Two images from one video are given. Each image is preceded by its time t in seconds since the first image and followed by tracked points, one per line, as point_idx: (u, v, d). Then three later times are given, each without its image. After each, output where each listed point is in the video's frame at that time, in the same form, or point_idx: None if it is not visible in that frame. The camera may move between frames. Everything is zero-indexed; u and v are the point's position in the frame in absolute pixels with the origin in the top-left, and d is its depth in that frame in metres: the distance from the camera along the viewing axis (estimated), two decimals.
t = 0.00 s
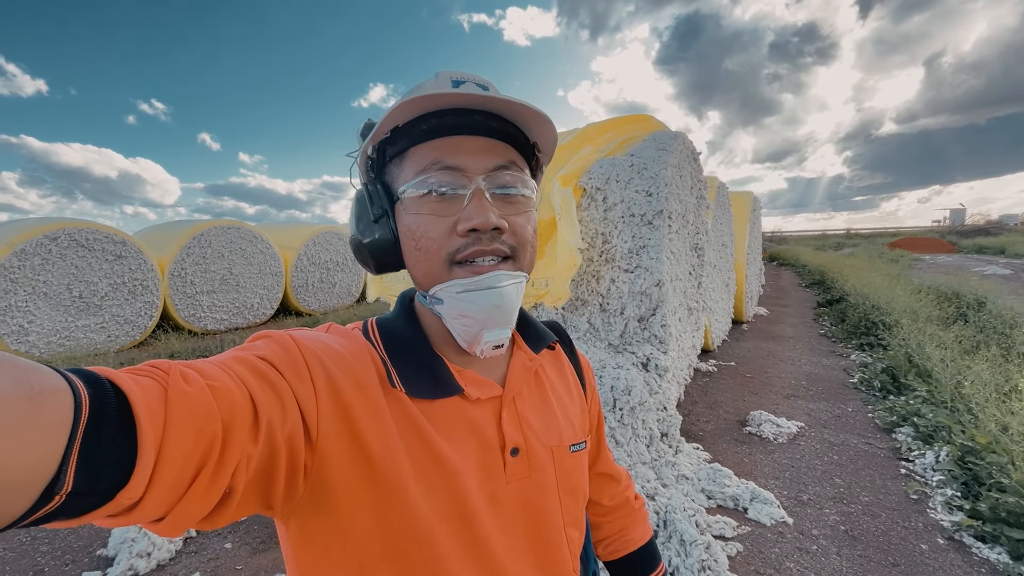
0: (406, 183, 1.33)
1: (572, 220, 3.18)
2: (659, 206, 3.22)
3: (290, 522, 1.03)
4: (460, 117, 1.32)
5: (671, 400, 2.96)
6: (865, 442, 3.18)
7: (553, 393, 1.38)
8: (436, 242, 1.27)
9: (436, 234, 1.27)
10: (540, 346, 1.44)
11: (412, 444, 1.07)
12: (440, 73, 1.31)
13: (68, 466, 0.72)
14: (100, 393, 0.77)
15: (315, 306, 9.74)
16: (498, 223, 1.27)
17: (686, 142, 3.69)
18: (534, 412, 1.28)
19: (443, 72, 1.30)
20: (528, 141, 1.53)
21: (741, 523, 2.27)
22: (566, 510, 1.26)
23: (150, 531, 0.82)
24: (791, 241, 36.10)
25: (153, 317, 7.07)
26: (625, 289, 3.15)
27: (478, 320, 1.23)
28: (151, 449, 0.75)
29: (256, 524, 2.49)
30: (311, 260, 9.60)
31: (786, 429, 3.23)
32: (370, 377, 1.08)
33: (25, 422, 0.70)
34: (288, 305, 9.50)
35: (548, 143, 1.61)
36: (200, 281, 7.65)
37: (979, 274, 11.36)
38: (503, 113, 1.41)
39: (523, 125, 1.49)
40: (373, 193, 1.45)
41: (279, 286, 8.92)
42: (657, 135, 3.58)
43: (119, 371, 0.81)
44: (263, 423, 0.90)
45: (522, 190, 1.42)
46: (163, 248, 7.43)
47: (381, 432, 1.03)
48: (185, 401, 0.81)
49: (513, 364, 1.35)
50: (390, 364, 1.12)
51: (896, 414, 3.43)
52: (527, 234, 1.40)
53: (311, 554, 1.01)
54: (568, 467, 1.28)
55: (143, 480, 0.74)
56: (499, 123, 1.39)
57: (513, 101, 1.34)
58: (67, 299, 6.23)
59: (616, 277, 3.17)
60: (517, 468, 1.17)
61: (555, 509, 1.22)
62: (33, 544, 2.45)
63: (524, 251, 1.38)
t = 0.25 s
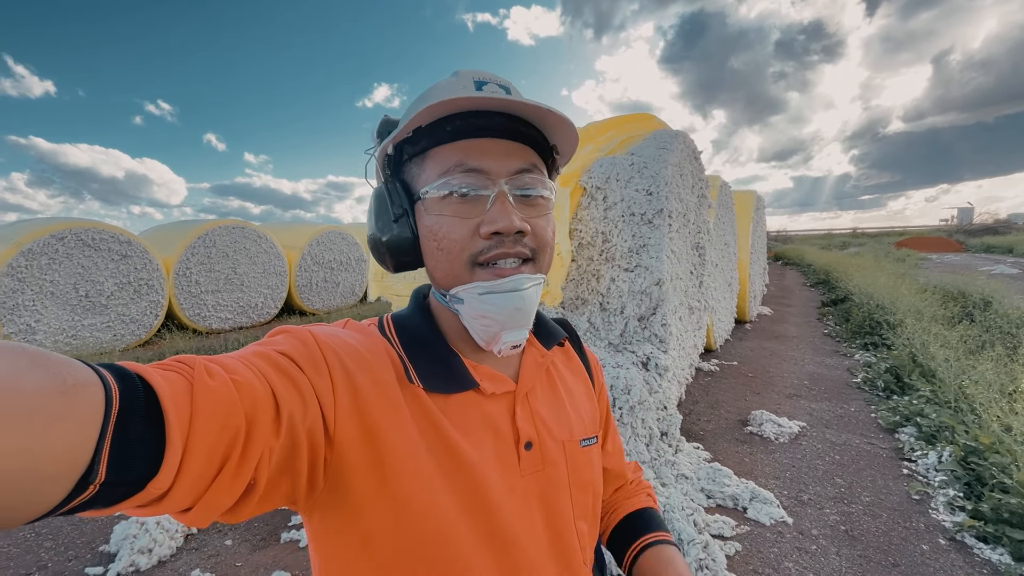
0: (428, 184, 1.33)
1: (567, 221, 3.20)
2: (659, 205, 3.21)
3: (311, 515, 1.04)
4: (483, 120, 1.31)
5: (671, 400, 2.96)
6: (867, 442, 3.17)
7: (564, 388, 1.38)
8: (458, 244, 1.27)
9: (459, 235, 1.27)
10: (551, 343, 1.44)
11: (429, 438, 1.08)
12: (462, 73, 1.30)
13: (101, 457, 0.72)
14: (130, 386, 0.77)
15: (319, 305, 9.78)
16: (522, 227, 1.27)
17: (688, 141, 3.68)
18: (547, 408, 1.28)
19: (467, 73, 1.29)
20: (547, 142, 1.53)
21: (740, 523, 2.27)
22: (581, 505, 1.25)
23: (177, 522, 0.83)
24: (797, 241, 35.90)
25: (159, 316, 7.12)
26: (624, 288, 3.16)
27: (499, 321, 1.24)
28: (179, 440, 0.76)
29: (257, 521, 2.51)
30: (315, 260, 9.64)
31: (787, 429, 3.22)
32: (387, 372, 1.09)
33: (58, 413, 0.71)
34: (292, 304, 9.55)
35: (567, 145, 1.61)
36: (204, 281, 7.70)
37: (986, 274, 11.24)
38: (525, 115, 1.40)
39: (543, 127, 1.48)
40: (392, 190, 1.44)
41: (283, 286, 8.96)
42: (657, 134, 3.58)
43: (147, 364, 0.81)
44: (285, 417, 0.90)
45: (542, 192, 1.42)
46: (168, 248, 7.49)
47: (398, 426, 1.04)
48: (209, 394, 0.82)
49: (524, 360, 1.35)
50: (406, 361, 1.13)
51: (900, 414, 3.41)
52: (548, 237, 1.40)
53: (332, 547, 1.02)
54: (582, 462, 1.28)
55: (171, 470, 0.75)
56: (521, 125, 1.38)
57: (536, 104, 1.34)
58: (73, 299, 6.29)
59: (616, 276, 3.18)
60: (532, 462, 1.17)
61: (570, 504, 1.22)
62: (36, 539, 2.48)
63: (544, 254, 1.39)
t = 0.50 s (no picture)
0: (440, 188, 1.31)
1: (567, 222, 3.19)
2: (659, 205, 3.20)
3: (310, 520, 1.05)
4: (496, 124, 1.31)
5: (672, 401, 2.95)
6: (869, 444, 3.14)
7: (565, 388, 1.38)
8: (473, 248, 1.26)
9: (474, 240, 1.26)
10: (551, 343, 1.44)
11: (429, 442, 1.07)
12: (467, 76, 1.31)
13: (94, 466, 0.72)
14: (124, 394, 0.77)
15: (322, 305, 9.80)
16: (537, 230, 1.28)
17: (688, 141, 3.67)
18: (549, 410, 1.27)
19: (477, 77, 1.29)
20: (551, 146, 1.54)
21: (739, 525, 2.26)
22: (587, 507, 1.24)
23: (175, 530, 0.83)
24: (802, 241, 35.74)
25: (162, 316, 7.16)
26: (624, 289, 3.15)
27: (513, 324, 1.24)
28: (174, 448, 0.76)
29: (255, 521, 2.51)
30: (318, 260, 9.67)
31: (789, 431, 3.20)
32: (387, 376, 1.09)
33: (51, 422, 0.70)
34: (295, 304, 9.58)
35: (569, 150, 1.62)
36: (208, 281, 7.74)
37: (992, 275, 11.15)
38: (532, 119, 1.41)
39: (548, 130, 1.49)
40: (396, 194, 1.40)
41: (286, 286, 8.99)
42: (658, 134, 3.57)
43: (141, 373, 0.81)
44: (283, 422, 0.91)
45: (550, 195, 1.43)
46: (172, 248, 7.54)
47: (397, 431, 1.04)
48: (205, 401, 0.82)
49: (525, 362, 1.35)
50: (408, 364, 1.13)
51: (902, 416, 3.38)
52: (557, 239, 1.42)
53: (333, 551, 1.02)
54: (588, 464, 1.26)
55: (166, 479, 0.75)
56: (530, 129, 1.39)
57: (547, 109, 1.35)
58: (78, 299, 6.34)
59: (616, 277, 3.17)
60: (534, 465, 1.16)
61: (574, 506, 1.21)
62: (37, 538, 2.49)
63: (552, 256, 1.40)
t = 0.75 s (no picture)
0: (417, 177, 1.34)
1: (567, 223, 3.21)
2: (660, 205, 3.19)
3: (302, 523, 1.06)
4: (472, 112, 1.33)
5: (672, 402, 2.94)
6: (872, 446, 3.13)
7: (560, 388, 1.37)
8: (447, 234, 1.27)
9: (448, 226, 1.27)
10: (545, 342, 1.42)
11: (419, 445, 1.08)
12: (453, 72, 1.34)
13: (79, 474, 0.73)
14: (108, 400, 0.78)
15: (325, 306, 9.83)
16: (512, 215, 1.27)
17: (690, 142, 3.67)
18: (543, 412, 1.27)
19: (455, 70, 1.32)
20: (539, 139, 1.54)
21: (739, 527, 2.25)
22: (580, 510, 1.24)
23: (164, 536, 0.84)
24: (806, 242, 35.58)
25: (166, 316, 7.20)
26: (625, 290, 3.15)
27: (492, 318, 1.24)
28: (160, 455, 0.77)
29: (255, 521, 2.52)
30: (321, 260, 9.70)
31: (790, 432, 3.18)
32: (377, 378, 1.10)
33: (35, 431, 0.72)
34: (298, 305, 9.61)
35: (559, 143, 1.62)
36: (211, 281, 7.77)
37: (997, 276, 11.08)
38: (515, 109, 1.42)
39: (534, 123, 1.50)
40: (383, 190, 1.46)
41: (289, 286, 9.02)
42: (659, 134, 3.56)
43: (126, 379, 0.82)
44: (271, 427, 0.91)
45: (534, 186, 1.42)
46: (176, 248, 7.57)
47: (386, 435, 1.05)
48: (191, 407, 0.83)
49: (518, 362, 1.34)
50: (397, 364, 1.13)
51: (905, 418, 3.36)
52: (541, 229, 1.39)
53: (323, 555, 1.03)
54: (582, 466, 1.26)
55: (152, 486, 0.76)
56: (511, 119, 1.40)
57: (526, 96, 1.36)
58: (83, 299, 6.38)
59: (617, 277, 3.17)
60: (527, 468, 1.16)
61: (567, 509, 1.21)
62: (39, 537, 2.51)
63: (536, 246, 1.37)
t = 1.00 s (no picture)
0: (405, 176, 1.34)
1: (569, 223, 3.21)
2: (663, 206, 3.19)
3: (291, 519, 1.06)
4: (461, 106, 1.31)
5: (675, 402, 2.92)
6: (876, 448, 3.11)
7: (559, 387, 1.36)
8: (437, 237, 1.27)
9: (437, 228, 1.27)
10: (545, 340, 1.42)
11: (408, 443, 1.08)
12: (442, 59, 1.32)
13: (55, 470, 0.73)
14: (88, 393, 0.78)
15: (328, 305, 9.85)
16: (504, 221, 1.27)
17: (693, 142, 3.66)
18: (538, 412, 1.26)
19: (445, 56, 1.31)
20: (535, 129, 1.52)
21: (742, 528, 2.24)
22: (574, 511, 1.23)
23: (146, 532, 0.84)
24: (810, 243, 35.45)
25: (170, 315, 7.22)
26: (628, 290, 3.14)
27: (482, 324, 1.24)
28: (139, 451, 0.76)
29: (257, 520, 2.53)
30: (324, 260, 9.72)
31: (794, 434, 3.16)
32: (368, 376, 1.10)
33: (12, 425, 0.71)
34: (301, 304, 9.63)
35: (555, 133, 1.60)
36: (215, 281, 7.80)
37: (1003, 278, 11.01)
38: (507, 101, 1.40)
39: (529, 113, 1.47)
40: (370, 185, 1.45)
41: (293, 286, 9.04)
42: (663, 134, 3.55)
43: (107, 372, 0.81)
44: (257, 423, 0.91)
45: (528, 182, 1.40)
46: (180, 248, 7.60)
47: (374, 433, 1.05)
48: (173, 403, 0.82)
49: (514, 362, 1.34)
50: (388, 361, 1.13)
51: (911, 420, 3.34)
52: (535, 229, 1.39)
53: (311, 551, 1.04)
54: (577, 467, 1.25)
55: (130, 482, 0.76)
56: (503, 112, 1.37)
57: (516, 89, 1.33)
58: (88, 298, 6.41)
59: (620, 278, 3.16)
60: (519, 469, 1.15)
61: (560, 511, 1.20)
62: (42, 535, 2.52)
63: (530, 248, 1.38)
